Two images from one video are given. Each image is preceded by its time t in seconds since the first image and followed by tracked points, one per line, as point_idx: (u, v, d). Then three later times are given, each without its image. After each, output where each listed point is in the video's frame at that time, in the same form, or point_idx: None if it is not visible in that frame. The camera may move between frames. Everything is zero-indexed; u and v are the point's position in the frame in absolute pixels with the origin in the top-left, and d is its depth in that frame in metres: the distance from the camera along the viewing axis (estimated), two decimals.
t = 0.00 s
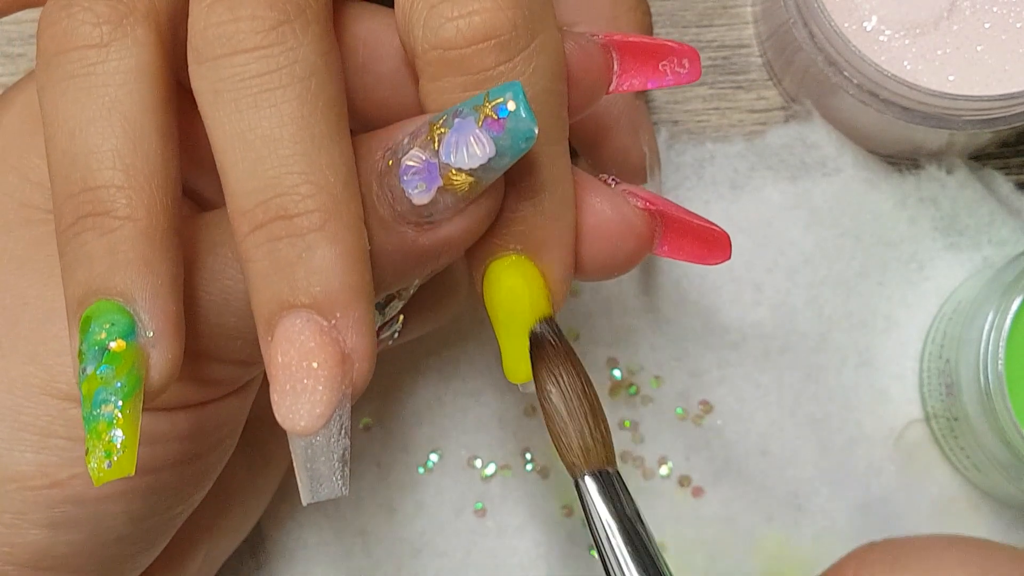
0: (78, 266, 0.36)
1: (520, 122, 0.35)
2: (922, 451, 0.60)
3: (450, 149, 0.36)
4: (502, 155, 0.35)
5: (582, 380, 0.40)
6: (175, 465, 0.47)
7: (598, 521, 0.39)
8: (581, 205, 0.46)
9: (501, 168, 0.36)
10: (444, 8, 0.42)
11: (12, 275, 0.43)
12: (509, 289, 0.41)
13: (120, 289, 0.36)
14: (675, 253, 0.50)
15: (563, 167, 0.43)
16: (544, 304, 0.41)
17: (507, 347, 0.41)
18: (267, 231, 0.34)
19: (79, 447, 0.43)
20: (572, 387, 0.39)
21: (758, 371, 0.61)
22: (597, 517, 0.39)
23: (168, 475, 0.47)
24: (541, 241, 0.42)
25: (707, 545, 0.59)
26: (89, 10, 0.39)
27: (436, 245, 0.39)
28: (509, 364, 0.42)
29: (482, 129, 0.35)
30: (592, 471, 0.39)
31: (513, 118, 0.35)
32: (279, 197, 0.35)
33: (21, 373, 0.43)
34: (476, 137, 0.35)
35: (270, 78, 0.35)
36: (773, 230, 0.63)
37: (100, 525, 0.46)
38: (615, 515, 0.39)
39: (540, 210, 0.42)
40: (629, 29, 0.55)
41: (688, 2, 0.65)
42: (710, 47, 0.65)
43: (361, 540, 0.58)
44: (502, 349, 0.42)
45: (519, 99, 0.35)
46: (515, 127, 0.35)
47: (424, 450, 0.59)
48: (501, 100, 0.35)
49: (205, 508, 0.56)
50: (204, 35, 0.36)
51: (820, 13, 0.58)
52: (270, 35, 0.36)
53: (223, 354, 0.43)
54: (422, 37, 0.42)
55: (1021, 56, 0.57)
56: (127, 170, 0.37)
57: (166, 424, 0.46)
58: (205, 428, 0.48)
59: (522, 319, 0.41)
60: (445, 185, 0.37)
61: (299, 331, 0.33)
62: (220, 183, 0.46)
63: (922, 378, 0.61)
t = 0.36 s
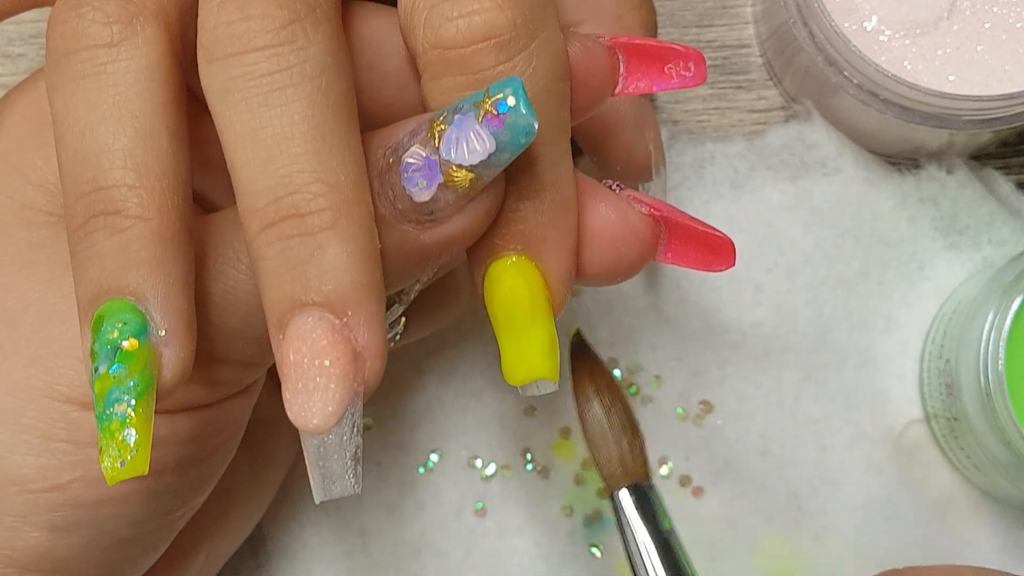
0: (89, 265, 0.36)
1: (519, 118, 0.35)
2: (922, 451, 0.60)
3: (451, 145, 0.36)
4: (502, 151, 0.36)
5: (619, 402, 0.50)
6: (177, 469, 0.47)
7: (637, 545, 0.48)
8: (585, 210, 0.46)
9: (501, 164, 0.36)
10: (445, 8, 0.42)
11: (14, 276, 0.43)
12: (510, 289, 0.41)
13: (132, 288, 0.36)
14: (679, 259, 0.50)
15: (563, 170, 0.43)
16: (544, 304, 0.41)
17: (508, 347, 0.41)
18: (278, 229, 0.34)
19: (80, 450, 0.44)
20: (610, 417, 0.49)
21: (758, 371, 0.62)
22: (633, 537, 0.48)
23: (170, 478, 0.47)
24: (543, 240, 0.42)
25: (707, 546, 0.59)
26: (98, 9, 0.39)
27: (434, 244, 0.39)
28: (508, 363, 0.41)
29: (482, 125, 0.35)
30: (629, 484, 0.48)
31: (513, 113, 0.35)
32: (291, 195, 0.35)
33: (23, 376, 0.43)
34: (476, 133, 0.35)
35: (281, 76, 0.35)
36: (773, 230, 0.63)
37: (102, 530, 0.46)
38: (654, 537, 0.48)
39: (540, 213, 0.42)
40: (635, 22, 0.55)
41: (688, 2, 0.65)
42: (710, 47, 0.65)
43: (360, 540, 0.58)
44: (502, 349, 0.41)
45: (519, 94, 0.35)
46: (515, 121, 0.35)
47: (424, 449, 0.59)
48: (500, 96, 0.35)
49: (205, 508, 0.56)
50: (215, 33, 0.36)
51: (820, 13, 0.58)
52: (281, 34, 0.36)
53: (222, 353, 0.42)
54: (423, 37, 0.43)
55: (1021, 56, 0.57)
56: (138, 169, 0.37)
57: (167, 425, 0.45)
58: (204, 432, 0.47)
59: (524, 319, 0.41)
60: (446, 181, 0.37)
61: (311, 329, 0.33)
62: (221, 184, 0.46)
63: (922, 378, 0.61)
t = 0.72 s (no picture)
0: (94, 268, 0.36)
1: (530, 126, 0.34)
2: (922, 451, 0.60)
3: (459, 150, 0.36)
4: (512, 158, 0.35)
5: (593, 354, 0.41)
6: (185, 463, 0.47)
7: (609, 514, 0.41)
8: (578, 215, 0.46)
9: (510, 170, 0.36)
10: (455, 10, 0.42)
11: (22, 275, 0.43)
12: (509, 290, 0.41)
13: (137, 290, 0.35)
14: (667, 268, 0.50)
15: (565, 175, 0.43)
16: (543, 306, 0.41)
17: (507, 349, 0.40)
18: (283, 232, 0.34)
19: (89, 444, 0.43)
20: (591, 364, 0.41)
21: (758, 371, 0.62)
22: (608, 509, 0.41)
23: (178, 471, 0.47)
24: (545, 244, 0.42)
25: (707, 547, 0.59)
26: (102, 12, 0.39)
27: (440, 246, 0.39)
28: (506, 366, 0.40)
29: (491, 132, 0.35)
30: (616, 459, 0.40)
31: (523, 121, 0.34)
32: (295, 198, 0.35)
33: (31, 371, 0.43)
34: (485, 140, 0.35)
35: (286, 80, 0.35)
36: (773, 231, 0.63)
37: (109, 522, 0.46)
38: (631, 514, 0.41)
39: (547, 218, 0.42)
40: (636, 24, 0.55)
41: (688, 3, 0.65)
42: (710, 47, 0.65)
43: (361, 540, 0.58)
44: (500, 351, 0.41)
45: (528, 102, 0.34)
46: (525, 129, 0.34)
47: (424, 449, 0.59)
48: (510, 103, 0.34)
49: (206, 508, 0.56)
50: (219, 36, 0.36)
51: (820, 13, 0.58)
52: (286, 37, 0.36)
53: (228, 351, 0.43)
54: (432, 39, 0.43)
55: (1021, 56, 0.57)
56: (142, 172, 0.37)
57: (177, 421, 0.45)
58: (208, 429, 0.47)
59: (523, 320, 0.40)
60: (454, 187, 0.37)
61: (315, 332, 0.33)
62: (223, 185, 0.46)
63: (922, 378, 0.61)
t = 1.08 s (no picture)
0: (83, 274, 0.36)
1: (546, 152, 0.35)
2: (922, 451, 0.60)
3: (473, 171, 0.36)
4: (526, 182, 0.35)
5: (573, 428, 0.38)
6: (196, 450, 0.47)
7: (581, 555, 0.39)
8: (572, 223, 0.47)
9: (524, 194, 0.36)
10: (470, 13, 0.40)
11: (26, 272, 0.44)
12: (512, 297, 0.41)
13: (125, 297, 0.36)
14: (643, 271, 0.50)
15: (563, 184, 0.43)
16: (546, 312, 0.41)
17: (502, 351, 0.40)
18: (273, 240, 0.35)
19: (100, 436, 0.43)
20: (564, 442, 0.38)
21: (758, 371, 0.62)
22: (580, 550, 0.39)
23: (190, 459, 0.47)
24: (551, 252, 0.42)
25: (707, 547, 0.59)
26: (93, 18, 0.39)
27: (451, 256, 0.39)
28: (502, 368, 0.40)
29: (507, 156, 0.35)
30: (582, 501, 0.38)
31: (540, 147, 0.34)
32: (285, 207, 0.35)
33: (40, 364, 0.43)
34: (501, 164, 0.35)
35: (276, 88, 0.36)
36: (773, 231, 0.63)
37: (120, 514, 0.46)
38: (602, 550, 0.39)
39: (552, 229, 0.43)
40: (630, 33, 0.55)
41: (688, 3, 0.65)
42: (710, 47, 0.65)
43: (361, 540, 0.58)
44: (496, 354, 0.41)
45: (545, 128, 0.34)
46: (541, 155, 0.35)
47: (425, 448, 0.59)
48: (527, 128, 0.35)
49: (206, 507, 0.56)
50: (211, 45, 0.36)
51: (820, 13, 0.58)
52: (276, 46, 0.36)
53: (236, 348, 0.43)
54: (445, 43, 0.41)
55: (1021, 56, 0.57)
56: (132, 179, 0.37)
57: (179, 410, 0.46)
58: (214, 422, 0.48)
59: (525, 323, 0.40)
60: (466, 206, 0.36)
61: (304, 340, 0.33)
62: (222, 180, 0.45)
63: (922, 378, 0.61)
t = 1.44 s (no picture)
0: (71, 281, 0.36)
1: (568, 180, 0.34)
2: (922, 452, 0.60)
3: (493, 193, 0.35)
4: (545, 207, 0.35)
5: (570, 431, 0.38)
6: (205, 446, 0.48)
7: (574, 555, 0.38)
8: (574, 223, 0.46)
9: (542, 218, 0.36)
10: (480, 18, 0.38)
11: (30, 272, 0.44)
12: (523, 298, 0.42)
13: (113, 304, 0.36)
14: (631, 266, 0.50)
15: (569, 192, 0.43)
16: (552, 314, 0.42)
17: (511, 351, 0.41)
18: (260, 250, 0.35)
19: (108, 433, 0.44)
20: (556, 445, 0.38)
21: (758, 371, 0.62)
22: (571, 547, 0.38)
23: (197, 457, 0.48)
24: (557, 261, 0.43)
25: (708, 547, 0.59)
26: (84, 24, 0.39)
27: (461, 271, 0.39)
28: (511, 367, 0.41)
29: (528, 181, 0.35)
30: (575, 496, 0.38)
31: (563, 175, 0.34)
32: (273, 216, 0.35)
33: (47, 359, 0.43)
34: (522, 189, 0.35)
35: (265, 98, 0.36)
36: (773, 231, 0.63)
37: (128, 509, 0.46)
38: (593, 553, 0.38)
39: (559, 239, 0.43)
40: (620, 43, 0.56)
41: (688, 3, 0.65)
42: (709, 47, 0.65)
43: (361, 540, 0.58)
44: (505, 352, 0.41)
45: (569, 156, 0.34)
46: (564, 182, 0.34)
47: (425, 447, 0.60)
48: (550, 155, 0.34)
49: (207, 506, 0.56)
50: (201, 53, 0.37)
51: (820, 13, 0.58)
52: (267, 55, 0.36)
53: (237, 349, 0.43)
54: (452, 48, 0.39)
55: (1021, 56, 0.57)
56: (120, 186, 0.37)
57: (178, 409, 0.46)
58: (219, 419, 0.48)
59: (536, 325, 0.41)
60: (483, 227, 0.36)
61: (291, 350, 0.33)
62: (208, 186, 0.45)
63: (922, 378, 0.61)
